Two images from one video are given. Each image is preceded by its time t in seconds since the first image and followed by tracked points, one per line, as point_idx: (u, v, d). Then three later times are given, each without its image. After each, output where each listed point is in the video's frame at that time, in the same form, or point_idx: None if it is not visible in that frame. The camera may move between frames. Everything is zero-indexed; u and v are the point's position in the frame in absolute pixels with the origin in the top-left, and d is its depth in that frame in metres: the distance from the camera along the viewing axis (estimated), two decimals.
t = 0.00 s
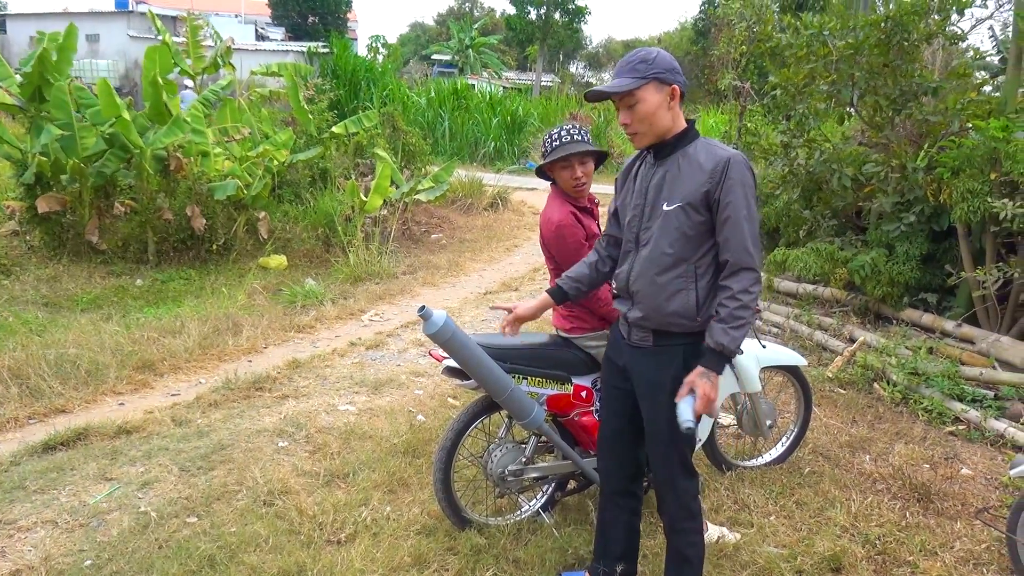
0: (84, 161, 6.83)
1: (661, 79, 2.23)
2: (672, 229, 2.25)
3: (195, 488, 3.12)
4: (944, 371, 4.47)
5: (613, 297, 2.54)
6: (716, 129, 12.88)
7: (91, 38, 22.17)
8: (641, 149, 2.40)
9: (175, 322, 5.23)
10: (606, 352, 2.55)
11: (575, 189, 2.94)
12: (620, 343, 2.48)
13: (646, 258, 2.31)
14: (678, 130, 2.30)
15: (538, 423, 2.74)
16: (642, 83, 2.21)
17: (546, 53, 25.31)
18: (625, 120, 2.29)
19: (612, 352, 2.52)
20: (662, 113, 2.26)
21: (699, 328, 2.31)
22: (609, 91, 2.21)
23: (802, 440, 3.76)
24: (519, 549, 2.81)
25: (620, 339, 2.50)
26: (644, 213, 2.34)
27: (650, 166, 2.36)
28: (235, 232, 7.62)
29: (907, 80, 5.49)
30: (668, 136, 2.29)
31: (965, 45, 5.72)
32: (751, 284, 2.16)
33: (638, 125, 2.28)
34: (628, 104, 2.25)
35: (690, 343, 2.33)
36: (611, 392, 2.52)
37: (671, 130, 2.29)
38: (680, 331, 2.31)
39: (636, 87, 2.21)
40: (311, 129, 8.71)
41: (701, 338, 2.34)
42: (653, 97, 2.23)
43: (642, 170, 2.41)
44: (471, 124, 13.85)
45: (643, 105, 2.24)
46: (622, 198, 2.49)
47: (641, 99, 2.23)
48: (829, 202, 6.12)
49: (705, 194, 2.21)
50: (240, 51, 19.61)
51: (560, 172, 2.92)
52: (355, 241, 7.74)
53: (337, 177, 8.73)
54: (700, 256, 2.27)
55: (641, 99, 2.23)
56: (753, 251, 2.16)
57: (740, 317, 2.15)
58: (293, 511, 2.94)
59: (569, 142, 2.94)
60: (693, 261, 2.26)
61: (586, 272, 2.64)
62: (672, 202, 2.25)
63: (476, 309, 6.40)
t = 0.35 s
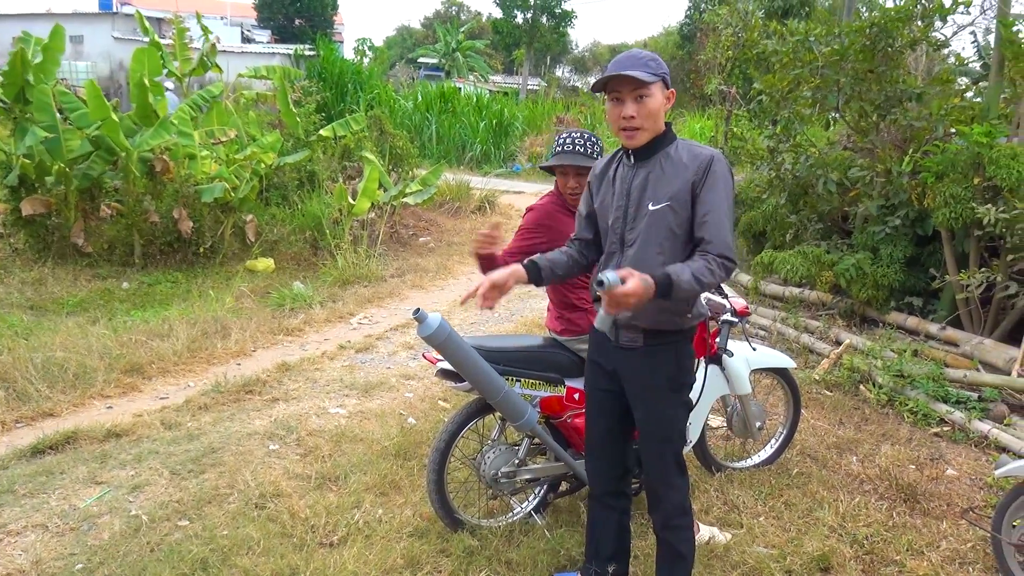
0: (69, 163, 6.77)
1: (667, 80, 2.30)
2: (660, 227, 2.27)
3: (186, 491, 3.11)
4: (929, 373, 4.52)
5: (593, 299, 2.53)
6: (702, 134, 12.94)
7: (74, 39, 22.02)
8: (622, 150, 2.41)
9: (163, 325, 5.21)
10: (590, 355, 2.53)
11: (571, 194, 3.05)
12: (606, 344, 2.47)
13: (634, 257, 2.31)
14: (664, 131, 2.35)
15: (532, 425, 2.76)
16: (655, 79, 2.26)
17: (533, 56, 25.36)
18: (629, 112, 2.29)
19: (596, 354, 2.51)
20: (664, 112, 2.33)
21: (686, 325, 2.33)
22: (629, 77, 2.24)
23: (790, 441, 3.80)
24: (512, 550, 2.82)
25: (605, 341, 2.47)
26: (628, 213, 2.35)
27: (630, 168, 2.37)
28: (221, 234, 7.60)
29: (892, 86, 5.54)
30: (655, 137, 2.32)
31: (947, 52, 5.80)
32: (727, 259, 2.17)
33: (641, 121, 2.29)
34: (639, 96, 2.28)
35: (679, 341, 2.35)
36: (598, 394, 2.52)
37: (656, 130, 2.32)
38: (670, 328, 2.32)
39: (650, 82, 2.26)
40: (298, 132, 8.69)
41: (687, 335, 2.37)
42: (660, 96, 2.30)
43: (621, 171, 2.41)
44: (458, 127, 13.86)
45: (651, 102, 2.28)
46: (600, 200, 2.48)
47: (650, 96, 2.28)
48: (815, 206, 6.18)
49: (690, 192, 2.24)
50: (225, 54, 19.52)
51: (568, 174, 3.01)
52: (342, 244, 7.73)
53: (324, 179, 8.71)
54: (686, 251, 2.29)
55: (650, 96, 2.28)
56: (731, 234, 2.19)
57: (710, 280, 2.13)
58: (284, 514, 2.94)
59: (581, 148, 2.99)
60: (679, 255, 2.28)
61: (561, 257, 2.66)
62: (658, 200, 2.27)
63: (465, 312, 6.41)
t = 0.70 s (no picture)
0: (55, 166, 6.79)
1: (654, 80, 2.28)
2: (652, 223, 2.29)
3: (181, 494, 3.10)
4: (917, 369, 4.57)
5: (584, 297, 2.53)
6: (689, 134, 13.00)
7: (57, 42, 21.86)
8: (616, 149, 2.43)
9: (153, 328, 5.18)
10: (585, 353, 2.54)
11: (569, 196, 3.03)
12: (600, 341, 2.48)
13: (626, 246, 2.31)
14: (655, 131, 2.36)
15: (525, 424, 2.77)
16: (638, 83, 2.25)
17: (519, 57, 25.39)
18: (613, 116, 2.31)
19: (590, 351, 2.52)
20: (651, 113, 2.32)
21: (680, 322, 2.35)
22: (608, 84, 2.23)
23: (781, 438, 3.83)
24: (508, 549, 2.84)
25: (600, 339, 2.48)
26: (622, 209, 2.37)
27: (626, 167, 2.40)
28: (209, 238, 7.53)
29: (877, 85, 5.58)
30: (647, 137, 2.35)
31: (931, 51, 5.85)
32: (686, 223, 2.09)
33: (625, 123, 2.30)
34: (621, 102, 2.27)
35: (672, 338, 2.37)
36: (593, 392, 2.53)
37: (649, 131, 2.34)
38: (663, 324, 2.33)
39: (632, 87, 2.25)
40: (286, 134, 8.66)
41: (680, 332, 2.39)
42: (646, 97, 2.28)
43: (617, 171, 2.44)
44: (445, 128, 13.85)
45: (637, 104, 2.27)
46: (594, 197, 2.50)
47: (636, 98, 2.27)
48: (802, 204, 6.23)
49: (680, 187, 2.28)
50: (211, 56, 19.42)
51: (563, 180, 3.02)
52: (331, 246, 7.71)
53: (313, 181, 8.70)
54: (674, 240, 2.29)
55: (636, 99, 2.27)
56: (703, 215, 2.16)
57: (660, 226, 2.04)
58: (281, 516, 2.94)
59: (580, 149, 2.99)
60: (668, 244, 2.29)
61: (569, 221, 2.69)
62: (652, 196, 2.30)
63: (456, 313, 6.41)
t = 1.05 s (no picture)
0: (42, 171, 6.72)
1: (655, 80, 2.29)
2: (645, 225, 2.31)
3: (175, 498, 3.10)
4: (907, 365, 4.61)
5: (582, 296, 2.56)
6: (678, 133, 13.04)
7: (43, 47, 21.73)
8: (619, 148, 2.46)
9: (144, 333, 5.17)
10: (581, 352, 2.56)
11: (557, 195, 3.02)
12: (593, 341, 2.50)
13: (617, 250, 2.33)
14: (656, 132, 2.37)
15: (519, 425, 2.78)
16: (638, 83, 2.27)
17: (507, 58, 25.40)
18: (612, 115, 2.34)
19: (585, 351, 2.54)
20: (651, 114, 2.33)
21: (671, 322, 2.37)
22: (608, 84, 2.26)
23: (773, 435, 3.86)
24: (503, 549, 2.84)
25: (594, 339, 2.51)
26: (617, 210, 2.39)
27: (627, 167, 2.42)
28: (199, 241, 7.49)
29: (864, 84, 5.62)
30: (648, 138, 2.36)
31: (916, 50, 5.88)
32: (668, 227, 2.10)
33: (624, 122, 2.33)
34: (620, 100, 2.30)
35: (664, 339, 2.39)
36: (587, 392, 2.55)
37: (651, 132, 2.36)
38: (654, 325, 2.35)
39: (632, 86, 2.27)
40: (275, 137, 8.64)
41: (672, 333, 2.40)
42: (646, 98, 2.29)
43: (618, 171, 2.46)
44: (434, 130, 13.85)
45: (635, 104, 2.29)
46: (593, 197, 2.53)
47: (635, 98, 2.29)
48: (791, 203, 6.26)
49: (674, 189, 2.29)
50: (198, 60, 19.33)
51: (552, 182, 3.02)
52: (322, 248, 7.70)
53: (302, 184, 8.68)
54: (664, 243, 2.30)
55: (635, 99, 2.29)
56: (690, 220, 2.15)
57: (638, 234, 2.05)
58: (276, 518, 2.94)
59: (570, 153, 2.99)
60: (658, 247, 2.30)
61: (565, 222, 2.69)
62: (645, 197, 2.32)
63: (448, 315, 6.42)
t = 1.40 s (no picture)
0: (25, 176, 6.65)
1: (643, 79, 2.29)
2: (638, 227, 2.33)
3: (163, 502, 3.08)
4: (892, 363, 4.64)
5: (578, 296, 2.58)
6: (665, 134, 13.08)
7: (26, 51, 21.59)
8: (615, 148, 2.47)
9: (130, 337, 5.14)
10: (575, 353, 2.58)
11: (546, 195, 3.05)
12: (586, 341, 2.52)
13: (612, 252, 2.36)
14: (651, 132, 2.38)
15: (508, 425, 2.79)
16: (625, 84, 2.28)
17: (494, 60, 25.42)
18: (604, 117, 2.35)
19: (579, 352, 2.56)
20: (642, 113, 2.33)
21: (662, 327, 2.37)
22: (595, 88, 2.27)
23: (761, 433, 3.88)
24: (493, 549, 2.85)
25: (587, 339, 2.53)
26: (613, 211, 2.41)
27: (623, 166, 2.44)
28: (186, 244, 7.45)
29: (848, 84, 5.65)
30: (643, 138, 2.37)
31: (900, 50, 5.90)
32: (659, 231, 2.12)
33: (616, 124, 2.34)
34: (610, 103, 2.31)
35: (654, 342, 2.39)
36: (580, 392, 2.57)
37: (645, 132, 2.37)
38: (645, 329, 2.35)
39: (619, 87, 2.28)
40: (261, 139, 8.60)
41: (664, 336, 2.41)
42: (634, 98, 2.30)
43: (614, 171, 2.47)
44: (421, 132, 13.84)
45: (624, 105, 2.30)
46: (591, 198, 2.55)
47: (623, 99, 2.30)
48: (777, 202, 6.30)
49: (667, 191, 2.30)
50: (184, 62, 19.25)
51: (547, 175, 3.02)
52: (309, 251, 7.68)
53: (289, 187, 8.66)
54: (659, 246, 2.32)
55: (622, 100, 2.30)
56: (682, 223, 2.17)
57: (629, 238, 2.08)
58: (265, 521, 2.93)
59: (563, 148, 3.00)
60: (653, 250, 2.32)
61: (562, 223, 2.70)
62: (639, 200, 2.34)
63: (436, 316, 6.41)
